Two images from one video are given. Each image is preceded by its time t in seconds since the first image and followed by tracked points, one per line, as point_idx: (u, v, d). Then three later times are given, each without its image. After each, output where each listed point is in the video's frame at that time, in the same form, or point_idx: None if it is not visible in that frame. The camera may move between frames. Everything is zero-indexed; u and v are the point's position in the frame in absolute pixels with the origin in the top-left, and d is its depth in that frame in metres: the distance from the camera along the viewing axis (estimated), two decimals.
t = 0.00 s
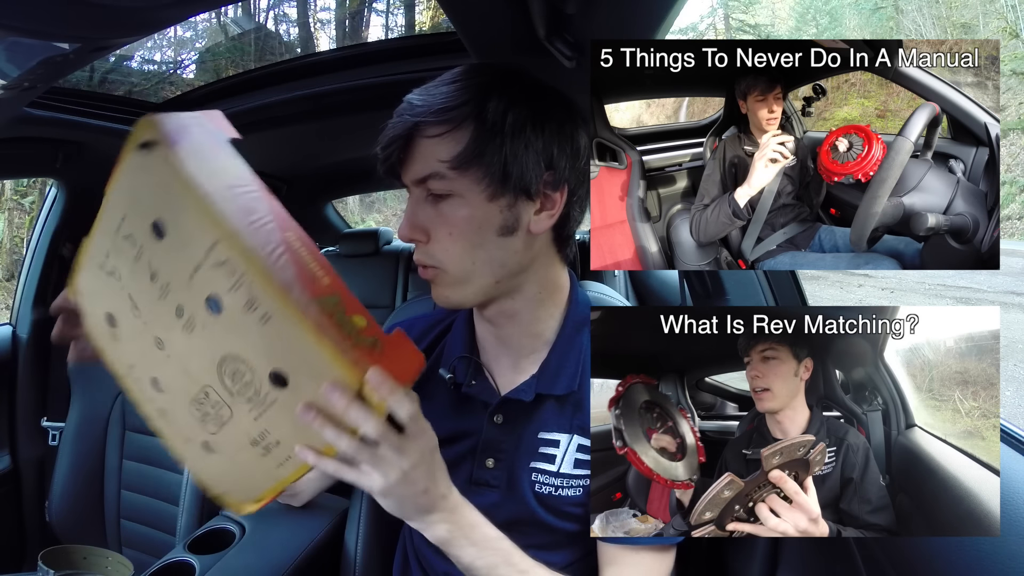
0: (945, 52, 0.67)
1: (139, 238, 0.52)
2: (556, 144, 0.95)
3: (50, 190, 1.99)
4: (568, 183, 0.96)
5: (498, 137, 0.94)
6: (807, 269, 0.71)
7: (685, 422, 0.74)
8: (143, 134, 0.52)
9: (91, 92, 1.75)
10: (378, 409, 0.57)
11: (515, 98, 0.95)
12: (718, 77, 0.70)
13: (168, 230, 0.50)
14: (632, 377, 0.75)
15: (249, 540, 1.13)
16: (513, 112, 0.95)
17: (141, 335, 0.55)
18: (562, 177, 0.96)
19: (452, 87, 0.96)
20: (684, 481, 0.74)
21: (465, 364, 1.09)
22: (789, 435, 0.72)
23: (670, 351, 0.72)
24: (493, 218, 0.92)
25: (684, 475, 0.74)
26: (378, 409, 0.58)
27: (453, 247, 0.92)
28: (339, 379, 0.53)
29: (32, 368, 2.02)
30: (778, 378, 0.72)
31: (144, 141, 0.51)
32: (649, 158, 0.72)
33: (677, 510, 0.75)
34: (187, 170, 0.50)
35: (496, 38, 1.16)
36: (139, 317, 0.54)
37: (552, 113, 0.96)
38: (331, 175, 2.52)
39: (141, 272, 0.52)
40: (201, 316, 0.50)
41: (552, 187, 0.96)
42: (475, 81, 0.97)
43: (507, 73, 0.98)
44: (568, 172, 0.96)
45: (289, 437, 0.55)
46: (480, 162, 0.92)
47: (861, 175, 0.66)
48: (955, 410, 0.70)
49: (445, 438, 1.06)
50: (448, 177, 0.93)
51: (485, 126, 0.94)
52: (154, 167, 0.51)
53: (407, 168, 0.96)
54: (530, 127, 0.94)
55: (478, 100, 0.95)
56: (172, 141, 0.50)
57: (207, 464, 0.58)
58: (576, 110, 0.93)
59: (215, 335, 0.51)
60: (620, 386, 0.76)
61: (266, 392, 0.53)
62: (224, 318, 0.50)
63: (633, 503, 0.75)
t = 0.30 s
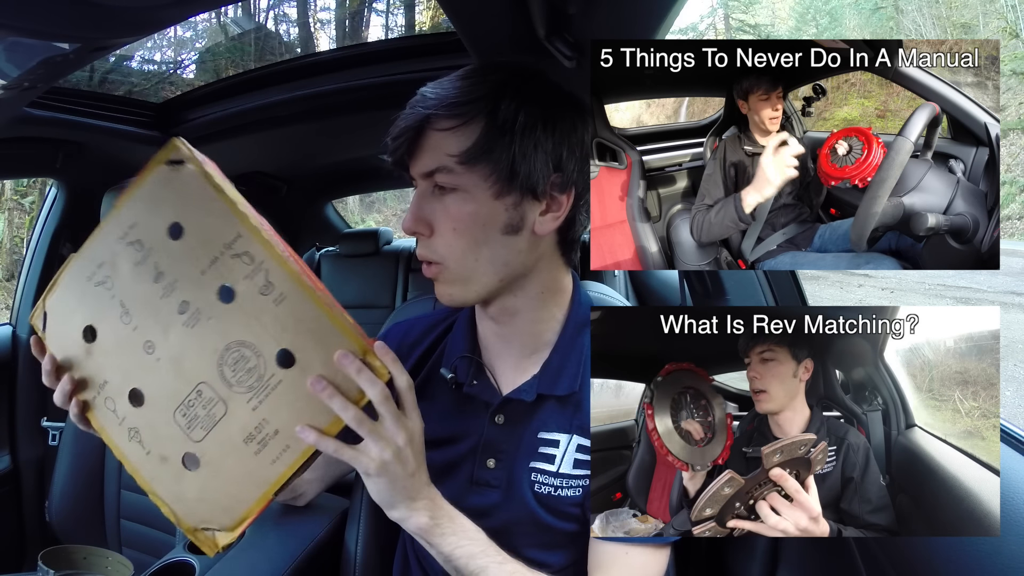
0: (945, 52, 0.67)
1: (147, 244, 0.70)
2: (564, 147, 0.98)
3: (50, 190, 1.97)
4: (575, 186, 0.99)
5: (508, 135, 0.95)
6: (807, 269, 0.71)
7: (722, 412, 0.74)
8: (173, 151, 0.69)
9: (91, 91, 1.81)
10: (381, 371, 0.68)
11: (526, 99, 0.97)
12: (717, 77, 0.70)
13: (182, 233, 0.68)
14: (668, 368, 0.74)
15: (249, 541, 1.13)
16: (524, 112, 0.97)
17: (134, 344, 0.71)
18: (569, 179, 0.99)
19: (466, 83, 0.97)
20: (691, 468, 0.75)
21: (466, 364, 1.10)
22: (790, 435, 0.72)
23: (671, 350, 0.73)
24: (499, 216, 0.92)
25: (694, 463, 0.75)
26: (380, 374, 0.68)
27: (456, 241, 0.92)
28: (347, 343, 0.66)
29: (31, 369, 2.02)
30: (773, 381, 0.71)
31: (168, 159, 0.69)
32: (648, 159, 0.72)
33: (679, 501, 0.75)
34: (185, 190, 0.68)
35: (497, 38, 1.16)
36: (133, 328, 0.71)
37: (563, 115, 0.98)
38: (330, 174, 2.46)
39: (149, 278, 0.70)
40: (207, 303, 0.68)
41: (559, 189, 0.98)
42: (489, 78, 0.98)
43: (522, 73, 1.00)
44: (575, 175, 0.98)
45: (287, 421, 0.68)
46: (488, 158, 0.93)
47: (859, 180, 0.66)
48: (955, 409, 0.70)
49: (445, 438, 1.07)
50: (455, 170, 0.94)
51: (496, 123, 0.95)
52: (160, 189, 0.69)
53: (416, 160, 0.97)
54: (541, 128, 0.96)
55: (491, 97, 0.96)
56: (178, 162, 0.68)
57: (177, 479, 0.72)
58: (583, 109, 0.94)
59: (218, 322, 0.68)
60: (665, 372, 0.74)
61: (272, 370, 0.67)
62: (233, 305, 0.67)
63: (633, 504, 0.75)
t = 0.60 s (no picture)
0: (945, 52, 0.67)
1: (198, 258, 0.82)
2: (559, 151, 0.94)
3: (50, 190, 1.97)
4: (569, 193, 0.96)
5: (499, 140, 0.94)
6: (807, 269, 0.71)
7: (718, 412, 0.74)
8: (227, 207, 0.88)
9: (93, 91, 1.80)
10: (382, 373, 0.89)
11: (520, 102, 0.95)
12: (718, 77, 0.71)
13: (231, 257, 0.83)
14: (661, 371, 0.74)
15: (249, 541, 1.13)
16: (516, 116, 0.95)
17: (169, 333, 0.78)
18: (564, 186, 0.95)
19: (460, 86, 0.96)
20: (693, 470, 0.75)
21: (466, 364, 1.12)
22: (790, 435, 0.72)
23: (671, 351, 0.73)
24: (490, 223, 0.94)
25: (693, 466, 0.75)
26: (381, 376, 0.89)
27: (449, 247, 0.95)
28: (359, 350, 0.86)
29: (32, 369, 2.02)
30: (779, 377, 0.72)
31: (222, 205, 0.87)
32: (649, 158, 0.71)
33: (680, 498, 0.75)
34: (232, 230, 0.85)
35: (497, 38, 1.16)
36: (171, 320, 0.79)
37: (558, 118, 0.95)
38: (332, 177, 2.49)
39: (195, 283, 0.81)
40: (245, 309, 0.82)
41: (553, 196, 0.96)
42: (484, 79, 0.96)
43: (517, 72, 0.97)
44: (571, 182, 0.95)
45: (304, 405, 0.81)
46: (479, 165, 0.93)
47: (849, 189, 0.67)
48: (955, 410, 0.70)
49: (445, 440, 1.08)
50: (446, 177, 0.94)
51: (487, 128, 0.94)
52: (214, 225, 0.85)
53: (409, 164, 0.97)
54: (533, 133, 0.94)
55: (483, 101, 0.95)
56: (230, 215, 0.87)
57: (184, 456, 0.77)
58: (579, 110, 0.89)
59: (256, 324, 0.81)
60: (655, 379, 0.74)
61: (297, 365, 0.82)
62: (270, 313, 0.83)
63: (633, 503, 0.75)
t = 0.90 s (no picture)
0: (945, 52, 0.67)
1: (190, 254, 0.83)
2: (538, 154, 0.98)
3: (50, 190, 1.94)
4: (551, 194, 1.00)
5: (475, 147, 0.95)
6: (807, 269, 0.70)
7: (715, 410, 0.73)
8: (222, 198, 0.88)
9: (91, 91, 1.82)
10: (377, 376, 0.87)
11: (494, 107, 0.96)
12: (717, 77, 0.70)
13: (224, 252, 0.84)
14: (661, 368, 0.74)
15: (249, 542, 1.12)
16: (491, 121, 0.96)
17: (159, 332, 0.79)
18: (546, 187, 0.99)
19: (433, 94, 0.97)
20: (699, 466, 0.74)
21: (461, 366, 1.11)
22: (790, 434, 0.73)
23: (671, 351, 0.73)
24: (472, 231, 0.94)
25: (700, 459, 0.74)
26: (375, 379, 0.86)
27: (433, 257, 0.95)
28: (354, 351, 0.85)
29: (32, 369, 2.02)
30: (787, 376, 0.72)
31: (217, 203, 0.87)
32: (648, 158, 0.71)
33: (680, 497, 0.74)
34: (228, 226, 0.86)
35: (496, 39, 1.16)
36: (162, 318, 0.80)
37: (534, 121, 0.98)
38: (331, 176, 2.49)
39: (186, 280, 0.81)
40: (236, 307, 0.82)
41: (535, 198, 0.99)
42: (456, 86, 0.97)
43: (490, 77, 0.99)
44: (551, 182, 0.99)
45: (294, 409, 0.81)
46: (458, 173, 0.94)
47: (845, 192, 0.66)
48: (954, 410, 0.70)
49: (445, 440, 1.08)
50: (426, 187, 0.95)
51: (464, 136, 0.95)
52: (207, 221, 0.85)
53: (390, 175, 0.99)
54: (510, 137, 0.96)
55: (456, 109, 0.95)
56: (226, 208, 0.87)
57: (174, 458, 0.78)
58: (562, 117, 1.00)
59: (246, 323, 0.82)
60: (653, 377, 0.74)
61: (288, 366, 0.82)
62: (261, 311, 0.83)
63: (633, 503, 0.76)
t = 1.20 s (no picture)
0: (945, 52, 0.67)
1: (173, 247, 0.82)
2: (544, 154, 0.99)
3: (50, 190, 1.92)
4: (557, 194, 1.02)
5: (481, 148, 0.95)
6: (808, 269, 0.70)
7: (705, 412, 0.73)
8: (200, 190, 0.85)
9: (91, 91, 1.82)
10: (368, 361, 0.89)
11: (500, 108, 0.97)
12: (717, 77, 0.71)
13: (208, 245, 0.83)
14: (651, 371, 0.74)
15: (249, 542, 1.12)
16: (497, 121, 0.96)
17: (149, 327, 0.79)
18: (552, 188, 1.00)
19: (437, 94, 0.96)
20: (699, 471, 0.74)
21: (462, 367, 1.12)
22: (791, 434, 0.72)
23: (672, 351, 0.73)
24: (478, 231, 0.94)
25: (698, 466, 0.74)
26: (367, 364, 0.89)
27: (439, 257, 0.95)
28: (345, 338, 0.88)
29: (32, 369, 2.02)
30: (786, 377, 0.72)
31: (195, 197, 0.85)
32: (648, 158, 0.71)
33: (680, 498, 0.74)
34: (207, 218, 0.85)
35: (496, 39, 1.16)
36: (150, 313, 0.79)
37: (541, 121, 0.99)
38: (331, 176, 2.49)
39: (172, 274, 0.81)
40: (225, 299, 0.82)
41: (541, 199, 1.00)
42: (461, 86, 0.97)
43: (495, 77, 0.99)
44: (556, 183, 1.00)
45: (292, 395, 0.83)
46: (464, 173, 0.94)
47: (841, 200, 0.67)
48: (955, 410, 0.70)
49: (445, 442, 1.08)
50: (431, 187, 0.95)
51: (471, 136, 0.95)
52: (187, 213, 0.84)
53: (394, 175, 0.98)
54: (517, 137, 0.97)
55: (462, 108, 0.95)
56: (204, 199, 0.85)
57: (174, 452, 0.77)
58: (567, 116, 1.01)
59: (237, 314, 0.82)
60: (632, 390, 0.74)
61: (282, 355, 0.83)
62: (251, 302, 0.83)
63: (633, 503, 0.76)
